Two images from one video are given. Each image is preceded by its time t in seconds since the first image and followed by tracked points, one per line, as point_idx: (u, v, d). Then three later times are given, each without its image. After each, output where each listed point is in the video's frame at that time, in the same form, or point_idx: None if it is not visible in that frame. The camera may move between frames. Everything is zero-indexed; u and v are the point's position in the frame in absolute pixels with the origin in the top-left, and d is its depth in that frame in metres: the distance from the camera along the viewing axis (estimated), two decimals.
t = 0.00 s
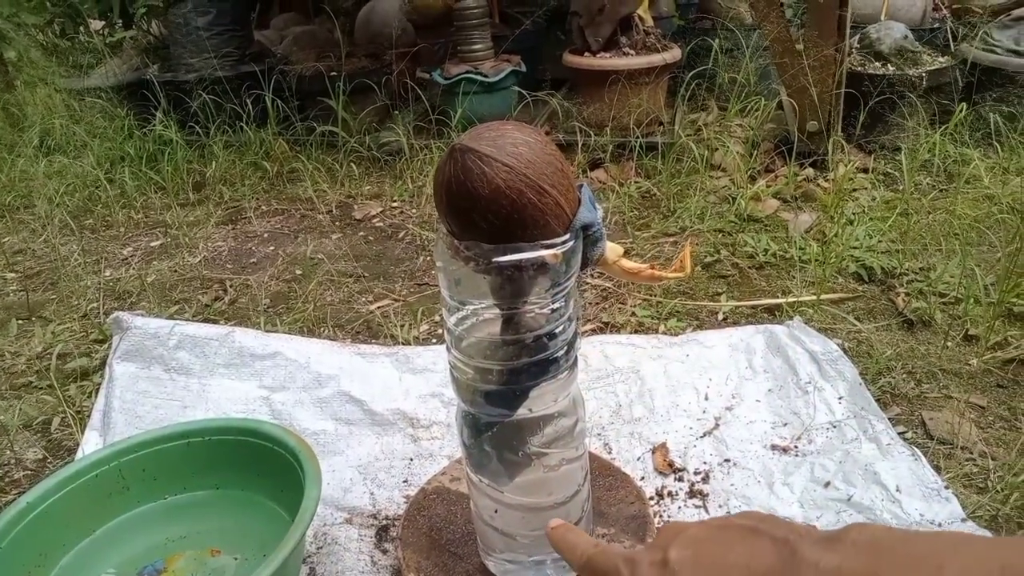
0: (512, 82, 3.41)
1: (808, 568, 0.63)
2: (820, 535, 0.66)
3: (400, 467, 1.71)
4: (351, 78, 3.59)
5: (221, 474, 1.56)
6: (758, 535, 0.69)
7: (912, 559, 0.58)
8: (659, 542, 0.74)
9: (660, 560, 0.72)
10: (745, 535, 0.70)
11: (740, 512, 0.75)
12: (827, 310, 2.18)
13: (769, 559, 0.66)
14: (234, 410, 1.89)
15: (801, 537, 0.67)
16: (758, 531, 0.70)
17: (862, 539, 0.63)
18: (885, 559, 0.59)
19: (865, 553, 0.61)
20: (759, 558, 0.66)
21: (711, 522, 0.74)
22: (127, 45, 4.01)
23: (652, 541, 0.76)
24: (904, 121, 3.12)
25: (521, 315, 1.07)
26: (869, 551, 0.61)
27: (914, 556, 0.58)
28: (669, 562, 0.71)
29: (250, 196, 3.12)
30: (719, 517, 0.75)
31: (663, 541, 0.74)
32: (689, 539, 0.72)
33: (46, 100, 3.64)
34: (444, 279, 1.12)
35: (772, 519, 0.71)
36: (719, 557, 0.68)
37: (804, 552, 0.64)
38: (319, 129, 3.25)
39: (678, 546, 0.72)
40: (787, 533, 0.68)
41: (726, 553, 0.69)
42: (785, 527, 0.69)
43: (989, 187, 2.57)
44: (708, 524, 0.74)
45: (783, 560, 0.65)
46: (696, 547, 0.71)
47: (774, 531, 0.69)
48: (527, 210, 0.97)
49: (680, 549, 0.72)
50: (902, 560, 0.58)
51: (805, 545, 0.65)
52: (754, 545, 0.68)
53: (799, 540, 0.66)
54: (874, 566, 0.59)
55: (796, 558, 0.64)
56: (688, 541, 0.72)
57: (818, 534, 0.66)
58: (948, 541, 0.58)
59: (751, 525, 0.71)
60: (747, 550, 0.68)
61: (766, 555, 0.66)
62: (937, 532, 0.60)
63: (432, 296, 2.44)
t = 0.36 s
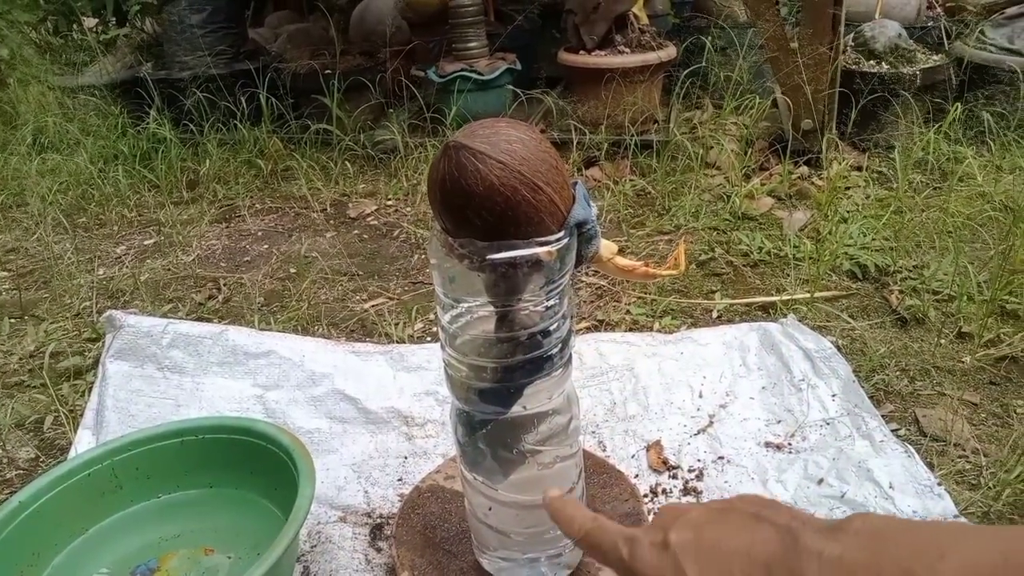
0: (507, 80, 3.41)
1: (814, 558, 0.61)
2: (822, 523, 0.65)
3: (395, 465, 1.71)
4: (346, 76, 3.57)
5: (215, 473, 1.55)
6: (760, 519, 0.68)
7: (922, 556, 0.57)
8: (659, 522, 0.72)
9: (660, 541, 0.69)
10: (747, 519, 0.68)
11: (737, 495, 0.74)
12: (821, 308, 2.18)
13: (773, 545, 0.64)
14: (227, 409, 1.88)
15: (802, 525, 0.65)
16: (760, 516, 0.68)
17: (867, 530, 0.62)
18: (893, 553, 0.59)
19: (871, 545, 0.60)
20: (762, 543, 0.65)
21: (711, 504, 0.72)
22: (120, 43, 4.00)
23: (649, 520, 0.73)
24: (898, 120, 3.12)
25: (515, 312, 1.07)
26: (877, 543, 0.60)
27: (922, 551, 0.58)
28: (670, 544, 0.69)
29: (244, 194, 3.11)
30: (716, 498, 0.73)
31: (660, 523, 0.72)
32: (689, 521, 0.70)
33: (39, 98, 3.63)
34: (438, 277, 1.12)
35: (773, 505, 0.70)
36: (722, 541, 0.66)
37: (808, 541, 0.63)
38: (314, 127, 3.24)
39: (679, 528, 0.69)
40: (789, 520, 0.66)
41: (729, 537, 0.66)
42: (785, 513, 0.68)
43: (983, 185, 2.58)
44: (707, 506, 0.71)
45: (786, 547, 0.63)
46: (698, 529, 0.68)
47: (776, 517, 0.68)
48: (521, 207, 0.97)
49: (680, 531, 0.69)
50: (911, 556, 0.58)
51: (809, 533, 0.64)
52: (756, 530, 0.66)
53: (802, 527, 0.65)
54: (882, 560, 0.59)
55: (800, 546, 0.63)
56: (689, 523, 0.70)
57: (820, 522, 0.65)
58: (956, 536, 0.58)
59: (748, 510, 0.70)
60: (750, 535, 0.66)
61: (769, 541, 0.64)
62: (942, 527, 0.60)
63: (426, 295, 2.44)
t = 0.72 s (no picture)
0: (508, 83, 3.42)
1: (828, 465, 0.62)
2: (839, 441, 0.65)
3: (396, 467, 1.71)
4: (347, 79, 3.55)
5: (216, 474, 1.56)
6: (781, 417, 0.68)
7: (940, 470, 0.57)
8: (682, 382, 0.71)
9: (677, 401, 0.69)
10: (768, 412, 0.68)
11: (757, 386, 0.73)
12: (822, 311, 2.19)
13: (790, 443, 0.64)
14: (229, 410, 1.89)
15: (820, 439, 0.65)
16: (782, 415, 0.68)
17: (887, 453, 0.62)
18: (911, 469, 0.59)
19: (890, 463, 0.60)
20: (779, 437, 0.65)
21: (734, 382, 0.72)
22: (122, 45, 4.01)
23: (669, 376, 0.73)
24: (898, 124, 3.14)
25: (518, 315, 1.08)
26: (897, 461, 0.60)
27: (943, 467, 0.58)
28: (689, 407, 0.68)
29: (245, 196, 3.11)
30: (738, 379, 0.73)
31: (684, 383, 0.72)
32: (711, 392, 0.70)
33: (41, 100, 3.64)
34: (442, 280, 1.13)
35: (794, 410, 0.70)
36: (741, 421, 0.66)
37: (826, 452, 0.63)
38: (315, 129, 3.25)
39: (700, 394, 0.69)
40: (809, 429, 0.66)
41: (747, 418, 0.66)
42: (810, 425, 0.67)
43: (983, 189, 2.58)
44: (731, 384, 0.71)
45: (803, 449, 0.63)
46: (719, 403, 0.68)
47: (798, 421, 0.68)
48: (524, 211, 0.98)
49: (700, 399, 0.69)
50: (930, 471, 0.58)
51: (826, 447, 0.64)
52: (775, 424, 0.66)
53: (820, 440, 0.65)
54: (899, 472, 0.59)
55: (815, 454, 0.63)
56: (712, 393, 0.69)
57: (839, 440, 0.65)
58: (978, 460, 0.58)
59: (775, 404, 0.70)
60: (769, 425, 0.66)
61: (787, 438, 0.64)
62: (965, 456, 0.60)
63: (428, 297, 2.45)
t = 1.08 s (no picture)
0: (507, 85, 3.42)
1: (831, 465, 0.66)
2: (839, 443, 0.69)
3: (397, 468, 1.71)
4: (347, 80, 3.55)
5: (217, 475, 1.56)
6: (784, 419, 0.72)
7: (938, 470, 0.61)
8: (686, 385, 0.75)
9: (683, 403, 0.73)
10: (772, 414, 0.72)
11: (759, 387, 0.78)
12: (821, 312, 2.19)
13: (795, 443, 0.68)
14: (230, 412, 1.89)
15: (822, 439, 0.69)
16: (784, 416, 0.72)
17: (886, 453, 0.66)
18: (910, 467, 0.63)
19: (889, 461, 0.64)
20: (784, 439, 0.69)
21: (737, 385, 0.76)
22: (122, 46, 4.01)
23: (673, 379, 0.77)
24: (897, 125, 3.14)
25: (519, 316, 1.08)
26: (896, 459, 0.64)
27: (941, 466, 0.62)
28: (695, 408, 0.72)
29: (245, 197, 3.11)
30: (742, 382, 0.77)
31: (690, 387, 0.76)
32: (715, 394, 0.74)
33: (41, 101, 3.64)
34: (442, 281, 1.13)
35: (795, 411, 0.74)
36: (745, 423, 0.70)
37: (828, 452, 0.67)
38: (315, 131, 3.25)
39: (705, 396, 0.74)
40: (811, 430, 0.71)
41: (751, 420, 0.70)
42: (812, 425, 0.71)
43: (982, 190, 2.59)
44: (733, 386, 0.75)
45: (806, 450, 0.68)
46: (724, 405, 0.72)
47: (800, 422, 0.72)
48: (525, 212, 0.98)
49: (705, 401, 0.73)
50: (927, 469, 0.62)
51: (828, 447, 0.68)
52: (778, 426, 0.70)
53: (822, 439, 0.69)
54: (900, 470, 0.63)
55: (819, 454, 0.67)
56: (716, 396, 0.74)
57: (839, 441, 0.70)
58: (974, 459, 0.62)
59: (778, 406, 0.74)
60: (772, 426, 0.70)
61: (790, 439, 0.69)
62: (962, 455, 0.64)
63: (428, 298, 2.45)
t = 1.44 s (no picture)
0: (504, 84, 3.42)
1: (841, 468, 0.61)
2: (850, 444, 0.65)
3: (392, 467, 1.71)
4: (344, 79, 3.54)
5: (212, 475, 1.56)
6: (794, 423, 0.67)
7: (951, 474, 0.57)
8: (693, 389, 0.70)
9: (691, 410, 0.68)
10: (782, 418, 0.67)
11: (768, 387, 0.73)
12: (817, 311, 2.20)
13: (804, 447, 0.64)
14: (224, 411, 1.89)
15: (832, 441, 0.65)
16: (795, 419, 0.67)
17: (898, 455, 0.62)
18: (922, 472, 0.59)
19: (900, 465, 0.60)
20: (793, 443, 0.64)
21: (745, 388, 0.71)
22: (118, 45, 4.00)
23: (680, 384, 0.71)
24: (892, 125, 3.15)
25: (514, 315, 1.08)
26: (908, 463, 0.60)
27: (954, 471, 0.57)
28: (701, 415, 0.67)
29: (241, 197, 3.11)
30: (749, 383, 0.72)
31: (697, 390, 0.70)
32: (724, 400, 0.69)
33: (36, 100, 3.63)
34: (437, 280, 1.13)
35: (806, 411, 0.69)
36: (755, 430, 0.65)
37: (838, 456, 0.63)
38: (311, 130, 3.24)
39: (713, 402, 0.68)
40: (821, 432, 0.66)
41: (761, 427, 0.65)
42: (823, 426, 0.67)
43: (976, 191, 2.60)
44: (743, 390, 0.70)
45: (815, 454, 0.63)
46: (732, 411, 0.67)
47: (810, 425, 0.67)
48: (520, 211, 0.98)
49: (713, 407, 0.68)
50: (938, 472, 0.58)
51: (837, 450, 0.64)
52: (788, 430, 0.66)
53: (832, 442, 0.65)
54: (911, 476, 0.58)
55: (827, 458, 0.63)
56: (724, 402, 0.68)
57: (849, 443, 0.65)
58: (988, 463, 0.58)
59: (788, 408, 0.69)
60: (781, 433, 0.65)
61: (800, 443, 0.64)
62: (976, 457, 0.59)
63: (424, 298, 2.45)
